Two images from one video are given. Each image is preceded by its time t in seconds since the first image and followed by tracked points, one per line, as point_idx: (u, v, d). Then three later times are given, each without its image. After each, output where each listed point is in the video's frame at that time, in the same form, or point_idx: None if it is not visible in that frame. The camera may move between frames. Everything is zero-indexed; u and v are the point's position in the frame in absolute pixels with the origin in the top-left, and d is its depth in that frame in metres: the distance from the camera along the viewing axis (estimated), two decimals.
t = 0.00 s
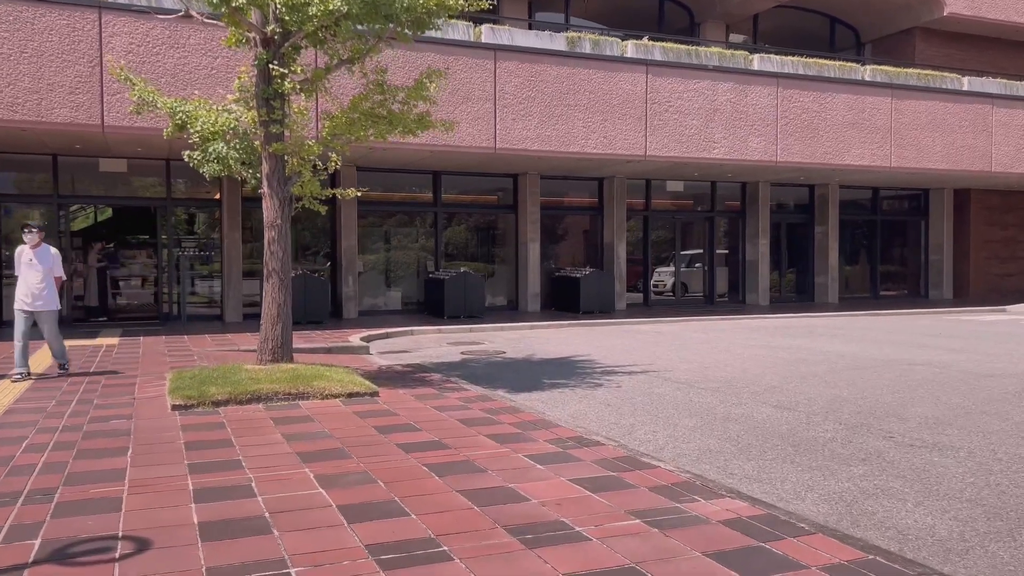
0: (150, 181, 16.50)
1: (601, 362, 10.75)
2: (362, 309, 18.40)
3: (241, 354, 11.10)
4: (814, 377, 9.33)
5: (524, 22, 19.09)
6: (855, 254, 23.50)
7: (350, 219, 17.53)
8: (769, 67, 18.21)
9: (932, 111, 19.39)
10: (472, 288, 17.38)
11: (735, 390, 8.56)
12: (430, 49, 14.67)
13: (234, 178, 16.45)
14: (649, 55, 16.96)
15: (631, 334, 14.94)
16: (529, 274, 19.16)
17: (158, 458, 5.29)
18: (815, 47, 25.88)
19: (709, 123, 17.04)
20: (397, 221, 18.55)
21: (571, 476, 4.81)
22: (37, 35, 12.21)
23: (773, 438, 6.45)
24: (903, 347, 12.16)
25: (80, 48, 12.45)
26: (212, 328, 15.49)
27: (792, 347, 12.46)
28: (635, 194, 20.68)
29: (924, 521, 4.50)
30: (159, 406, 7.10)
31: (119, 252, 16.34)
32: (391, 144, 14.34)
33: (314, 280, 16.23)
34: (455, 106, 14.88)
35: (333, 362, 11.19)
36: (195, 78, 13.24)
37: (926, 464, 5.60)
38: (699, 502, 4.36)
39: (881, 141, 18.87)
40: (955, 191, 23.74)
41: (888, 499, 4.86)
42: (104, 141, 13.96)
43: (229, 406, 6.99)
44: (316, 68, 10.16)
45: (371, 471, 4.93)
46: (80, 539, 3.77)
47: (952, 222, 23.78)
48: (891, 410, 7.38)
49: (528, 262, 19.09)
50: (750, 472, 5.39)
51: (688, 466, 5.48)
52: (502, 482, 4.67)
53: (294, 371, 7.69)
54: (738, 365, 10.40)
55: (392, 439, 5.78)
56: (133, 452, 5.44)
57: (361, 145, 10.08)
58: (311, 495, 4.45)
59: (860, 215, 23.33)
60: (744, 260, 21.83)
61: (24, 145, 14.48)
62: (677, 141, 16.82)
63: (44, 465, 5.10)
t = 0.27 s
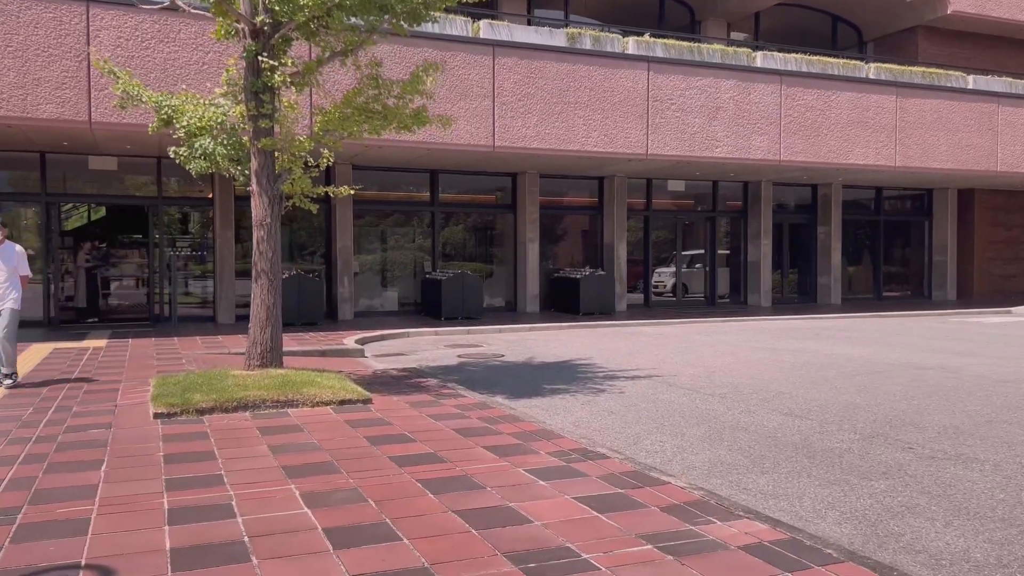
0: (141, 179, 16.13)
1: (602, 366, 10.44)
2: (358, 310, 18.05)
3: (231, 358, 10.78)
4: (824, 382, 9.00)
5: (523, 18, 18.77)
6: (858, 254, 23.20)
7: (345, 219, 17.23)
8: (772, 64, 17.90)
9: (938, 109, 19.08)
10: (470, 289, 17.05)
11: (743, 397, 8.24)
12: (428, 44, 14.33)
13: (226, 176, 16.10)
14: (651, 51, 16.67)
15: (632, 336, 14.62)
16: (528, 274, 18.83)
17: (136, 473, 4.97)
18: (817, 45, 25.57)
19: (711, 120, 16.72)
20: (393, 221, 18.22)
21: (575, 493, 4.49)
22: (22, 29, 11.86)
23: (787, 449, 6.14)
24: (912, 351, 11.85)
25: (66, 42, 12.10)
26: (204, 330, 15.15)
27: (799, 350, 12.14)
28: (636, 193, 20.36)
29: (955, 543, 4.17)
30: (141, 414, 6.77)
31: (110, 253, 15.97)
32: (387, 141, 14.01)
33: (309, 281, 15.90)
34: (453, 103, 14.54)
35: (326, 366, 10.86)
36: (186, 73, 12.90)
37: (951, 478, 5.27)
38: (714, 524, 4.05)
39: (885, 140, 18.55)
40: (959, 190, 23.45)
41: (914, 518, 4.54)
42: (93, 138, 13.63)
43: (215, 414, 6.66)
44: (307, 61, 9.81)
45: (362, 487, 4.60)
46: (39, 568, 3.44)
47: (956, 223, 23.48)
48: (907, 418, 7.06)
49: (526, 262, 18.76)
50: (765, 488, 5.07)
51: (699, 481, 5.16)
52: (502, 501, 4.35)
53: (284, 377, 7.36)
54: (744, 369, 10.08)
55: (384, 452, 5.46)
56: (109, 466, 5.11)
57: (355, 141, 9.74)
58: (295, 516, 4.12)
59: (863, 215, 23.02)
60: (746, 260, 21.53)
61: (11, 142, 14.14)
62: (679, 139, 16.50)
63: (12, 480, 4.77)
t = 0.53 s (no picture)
0: (128, 177, 15.75)
1: (601, 370, 10.11)
2: (350, 311, 17.68)
3: (217, 362, 10.42)
4: (832, 387, 8.67)
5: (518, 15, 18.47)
6: (858, 255, 22.92)
7: (337, 219, 16.86)
8: (772, 62, 17.61)
9: (939, 107, 18.80)
10: (464, 290, 16.70)
11: (748, 403, 7.91)
12: (420, 40, 13.98)
13: (214, 174, 15.72)
14: (648, 48, 16.36)
15: (630, 339, 14.30)
16: (523, 275, 18.48)
17: (104, 488, 4.62)
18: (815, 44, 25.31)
19: (710, 119, 16.40)
20: (386, 221, 17.86)
21: (576, 513, 4.15)
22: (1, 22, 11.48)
23: (798, 461, 5.81)
24: (918, 354, 11.53)
25: (48, 36, 11.73)
26: (191, 332, 14.77)
27: (801, 353, 11.83)
28: (633, 193, 20.05)
29: (988, 566, 3.85)
30: (116, 422, 6.41)
31: (96, 253, 15.56)
32: (379, 138, 13.67)
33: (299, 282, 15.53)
34: (446, 100, 14.20)
35: (315, 370, 10.50)
36: (172, 68, 12.52)
37: (975, 493, 4.95)
38: (728, 548, 3.72)
39: (886, 139, 18.26)
40: (959, 191, 23.18)
41: (941, 538, 4.21)
42: (76, 135, 13.26)
43: (194, 423, 6.31)
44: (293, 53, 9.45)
45: (345, 507, 4.25)
46: None
47: (956, 223, 23.21)
48: (922, 427, 6.73)
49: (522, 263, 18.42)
50: (779, 505, 4.74)
51: (707, 496, 4.83)
52: (496, 522, 4.01)
53: (268, 383, 7.00)
54: (747, 373, 9.76)
55: (371, 465, 5.11)
56: (74, 481, 4.76)
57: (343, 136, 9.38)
58: (271, 540, 3.78)
59: (863, 215, 22.74)
60: (744, 261, 21.22)
61: None
62: (678, 137, 16.17)
63: None
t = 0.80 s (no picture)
0: (114, 175, 15.37)
1: (600, 374, 9.79)
2: (342, 313, 17.35)
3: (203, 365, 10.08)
4: (840, 392, 8.37)
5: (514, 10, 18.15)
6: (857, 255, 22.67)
7: (330, 217, 16.52)
8: (772, 59, 17.35)
9: (941, 106, 18.55)
10: (459, 291, 16.38)
11: (754, 408, 7.60)
12: (415, 35, 13.64)
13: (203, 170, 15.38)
14: (647, 44, 16.07)
15: (629, 340, 14.00)
16: (519, 276, 18.17)
17: (70, 505, 4.29)
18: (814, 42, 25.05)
19: (710, 116, 16.11)
20: (380, 220, 17.53)
21: (579, 534, 3.85)
22: None
23: (812, 472, 5.50)
24: (924, 357, 11.25)
25: (30, 29, 11.35)
26: (179, 333, 14.41)
27: (804, 355, 11.54)
28: (631, 192, 19.75)
29: None
30: (91, 430, 6.08)
31: (83, 252, 15.19)
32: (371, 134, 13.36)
33: (290, 282, 15.20)
34: (441, 96, 13.87)
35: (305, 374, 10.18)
36: (159, 63, 12.20)
37: (1003, 508, 4.65)
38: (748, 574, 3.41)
39: (888, 137, 17.99)
40: (959, 190, 22.95)
41: (973, 559, 3.91)
42: (60, 131, 12.90)
43: (174, 432, 5.99)
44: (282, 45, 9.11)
45: (330, 527, 3.94)
46: None
47: (956, 223, 22.98)
48: (938, 435, 6.43)
49: (518, 263, 18.11)
50: (796, 522, 4.43)
51: (719, 513, 4.52)
52: (494, 544, 3.69)
53: (253, 389, 6.68)
54: (750, 377, 9.46)
55: (359, 479, 4.79)
56: (40, 498, 4.43)
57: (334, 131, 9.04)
58: (247, 566, 3.46)
59: (863, 215, 22.49)
60: (743, 261, 20.94)
61: None
62: (677, 135, 15.88)
63: None
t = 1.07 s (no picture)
0: (103, 171, 15.00)
1: (603, 377, 9.47)
2: (338, 312, 16.99)
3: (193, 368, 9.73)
4: (855, 396, 8.05)
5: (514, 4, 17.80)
6: (860, 254, 22.37)
7: (326, 214, 16.18)
8: (776, 54, 17.08)
9: (947, 102, 18.24)
10: (457, 290, 16.04)
11: (767, 414, 7.28)
12: (412, 27, 13.29)
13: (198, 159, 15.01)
14: (649, 38, 15.76)
15: (631, 341, 13.68)
16: (519, 275, 17.83)
17: (39, 524, 3.96)
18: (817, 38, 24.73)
19: (713, 112, 15.79)
20: (376, 218, 17.18)
21: (592, 558, 3.53)
22: None
23: (834, 483, 5.19)
24: (936, 359, 10.94)
25: (14, 20, 10.98)
26: (170, 334, 14.06)
27: (813, 357, 11.22)
28: (632, 190, 19.42)
29: None
30: (70, 439, 5.74)
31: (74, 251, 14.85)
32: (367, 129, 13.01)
33: (284, 281, 14.84)
34: (439, 91, 13.53)
35: (299, 377, 9.84)
36: (149, 56, 11.85)
37: None
38: None
39: (894, 134, 17.68)
40: (964, 189, 22.66)
41: None
42: (47, 126, 12.54)
43: (158, 440, 5.66)
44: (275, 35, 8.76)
45: (320, 549, 3.62)
46: None
47: (961, 222, 22.68)
48: (963, 444, 6.11)
49: (517, 262, 17.77)
50: (824, 542, 4.10)
51: (740, 532, 4.19)
52: (499, 571, 3.37)
53: (242, 395, 6.34)
54: (760, 381, 9.13)
55: (353, 494, 4.47)
56: (8, 515, 4.10)
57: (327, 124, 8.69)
58: None
59: (866, 213, 22.18)
60: (746, 260, 20.62)
61: None
62: (680, 131, 15.55)
63: None
